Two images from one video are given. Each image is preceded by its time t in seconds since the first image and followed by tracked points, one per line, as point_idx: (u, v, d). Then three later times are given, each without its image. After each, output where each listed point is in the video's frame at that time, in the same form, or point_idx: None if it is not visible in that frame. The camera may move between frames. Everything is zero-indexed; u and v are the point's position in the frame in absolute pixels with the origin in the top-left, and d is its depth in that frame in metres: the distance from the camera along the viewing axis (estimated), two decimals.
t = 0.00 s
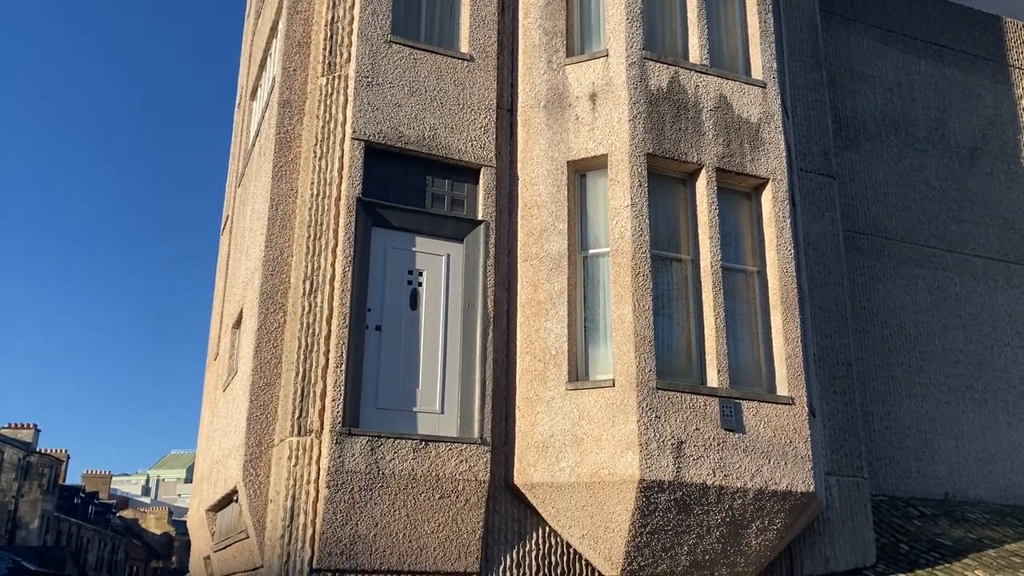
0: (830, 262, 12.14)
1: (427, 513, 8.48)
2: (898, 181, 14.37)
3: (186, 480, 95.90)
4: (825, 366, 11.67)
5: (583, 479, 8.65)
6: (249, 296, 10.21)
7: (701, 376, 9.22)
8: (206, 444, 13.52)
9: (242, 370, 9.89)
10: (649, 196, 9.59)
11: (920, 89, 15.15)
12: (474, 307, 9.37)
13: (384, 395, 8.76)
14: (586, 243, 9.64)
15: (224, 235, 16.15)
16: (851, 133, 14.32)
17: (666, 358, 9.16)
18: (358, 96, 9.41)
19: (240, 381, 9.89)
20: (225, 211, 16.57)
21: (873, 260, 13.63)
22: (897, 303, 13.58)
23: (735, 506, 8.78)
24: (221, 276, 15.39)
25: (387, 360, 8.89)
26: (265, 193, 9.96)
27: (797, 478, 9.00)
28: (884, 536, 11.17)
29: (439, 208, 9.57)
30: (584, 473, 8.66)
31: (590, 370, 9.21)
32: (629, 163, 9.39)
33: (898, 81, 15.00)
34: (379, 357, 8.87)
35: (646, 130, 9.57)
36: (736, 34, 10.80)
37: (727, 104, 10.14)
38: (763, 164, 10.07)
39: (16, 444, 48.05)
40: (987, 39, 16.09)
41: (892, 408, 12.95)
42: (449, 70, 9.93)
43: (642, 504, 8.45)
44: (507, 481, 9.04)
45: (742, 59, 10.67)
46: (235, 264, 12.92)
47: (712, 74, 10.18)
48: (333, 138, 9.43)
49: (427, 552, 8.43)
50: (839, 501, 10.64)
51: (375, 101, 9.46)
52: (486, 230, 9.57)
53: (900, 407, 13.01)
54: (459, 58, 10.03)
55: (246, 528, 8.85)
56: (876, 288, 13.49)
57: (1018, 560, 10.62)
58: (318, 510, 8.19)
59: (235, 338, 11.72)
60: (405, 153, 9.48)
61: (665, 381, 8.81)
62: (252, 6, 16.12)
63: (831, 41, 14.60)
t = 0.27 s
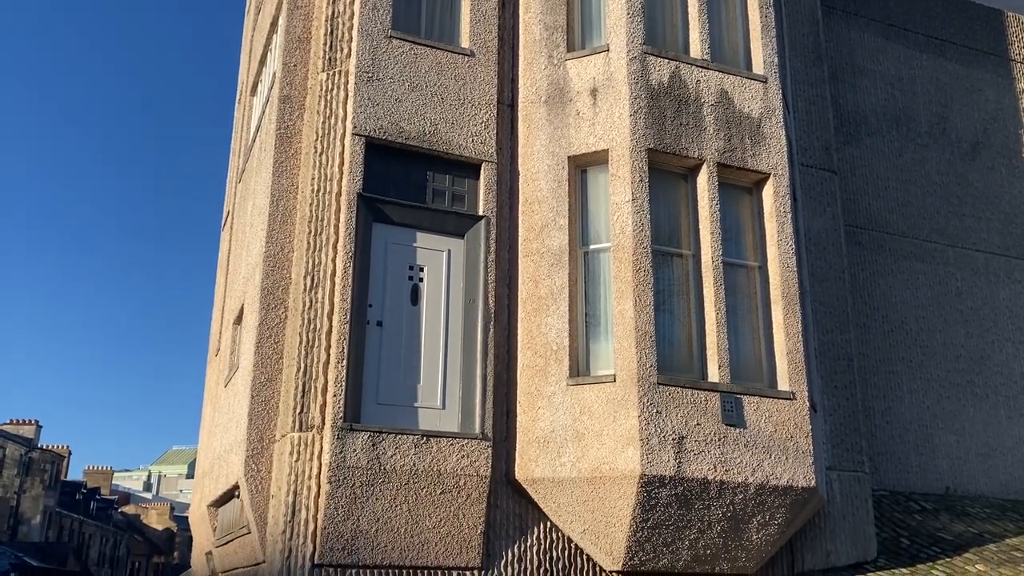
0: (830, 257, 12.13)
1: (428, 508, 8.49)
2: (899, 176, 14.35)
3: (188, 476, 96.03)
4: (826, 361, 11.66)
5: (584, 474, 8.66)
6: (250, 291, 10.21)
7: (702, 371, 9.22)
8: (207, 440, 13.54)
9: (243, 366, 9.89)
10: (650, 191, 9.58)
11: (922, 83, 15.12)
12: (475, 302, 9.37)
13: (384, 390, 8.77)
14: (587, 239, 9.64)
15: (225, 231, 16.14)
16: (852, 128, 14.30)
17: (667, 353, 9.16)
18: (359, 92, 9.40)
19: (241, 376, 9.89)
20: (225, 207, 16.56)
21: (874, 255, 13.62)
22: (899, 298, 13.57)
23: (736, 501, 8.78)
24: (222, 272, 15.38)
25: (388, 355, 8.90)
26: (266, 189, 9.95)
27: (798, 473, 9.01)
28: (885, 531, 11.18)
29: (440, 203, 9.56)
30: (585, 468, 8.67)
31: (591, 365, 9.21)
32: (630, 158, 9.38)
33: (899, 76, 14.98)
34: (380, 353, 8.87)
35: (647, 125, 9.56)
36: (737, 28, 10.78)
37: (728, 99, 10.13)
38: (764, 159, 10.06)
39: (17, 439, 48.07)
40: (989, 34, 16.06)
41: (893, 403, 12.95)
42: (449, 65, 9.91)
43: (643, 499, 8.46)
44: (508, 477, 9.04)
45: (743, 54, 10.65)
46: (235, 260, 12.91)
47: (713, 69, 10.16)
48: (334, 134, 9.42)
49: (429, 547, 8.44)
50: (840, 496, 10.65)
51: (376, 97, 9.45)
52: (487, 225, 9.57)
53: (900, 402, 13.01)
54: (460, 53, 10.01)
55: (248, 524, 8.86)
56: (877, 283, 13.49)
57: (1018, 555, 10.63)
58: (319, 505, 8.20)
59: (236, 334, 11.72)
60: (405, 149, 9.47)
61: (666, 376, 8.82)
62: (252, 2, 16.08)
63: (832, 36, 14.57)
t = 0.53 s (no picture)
0: (832, 252, 12.13)
1: (431, 503, 8.51)
2: (901, 170, 14.34)
3: (190, 472, 96.19)
4: (828, 356, 11.66)
5: (586, 469, 8.67)
6: (252, 287, 10.21)
7: (704, 366, 9.22)
8: (209, 436, 13.55)
9: (245, 361, 9.90)
10: (652, 186, 9.57)
11: (924, 78, 15.10)
12: (477, 298, 9.37)
13: (387, 386, 8.78)
14: (588, 234, 9.64)
15: (226, 228, 16.14)
16: (854, 122, 14.28)
17: (668, 348, 9.15)
18: (360, 88, 9.40)
19: (243, 372, 9.89)
20: (227, 203, 16.55)
21: (876, 250, 13.61)
22: (901, 293, 13.57)
23: (738, 496, 8.79)
24: (223, 268, 15.37)
25: (390, 351, 8.90)
26: (267, 185, 9.94)
27: (800, 468, 9.01)
28: (887, 525, 11.19)
29: (442, 199, 9.56)
30: (587, 463, 8.68)
31: (592, 361, 9.21)
32: (632, 154, 9.37)
33: (901, 71, 14.95)
34: (382, 349, 8.88)
35: (648, 120, 9.55)
36: (739, 23, 10.76)
37: (729, 93, 10.11)
38: (765, 154, 10.05)
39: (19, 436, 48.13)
40: (991, 28, 16.03)
41: (895, 397, 12.95)
42: (450, 61, 9.90)
43: (646, 494, 8.47)
44: (510, 472, 9.05)
45: (744, 49, 10.63)
46: (237, 256, 12.91)
47: (715, 64, 10.15)
48: (335, 130, 9.41)
49: (431, 543, 8.46)
50: (842, 491, 10.65)
51: (377, 93, 9.45)
52: (488, 221, 9.56)
53: (902, 397, 13.01)
54: (461, 49, 10.00)
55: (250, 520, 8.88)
56: (879, 278, 13.48)
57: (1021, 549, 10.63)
58: (322, 501, 8.22)
59: (238, 330, 11.72)
60: (407, 145, 9.47)
61: (668, 372, 8.82)
62: None
63: (833, 31, 14.55)
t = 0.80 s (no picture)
0: (835, 247, 12.12)
1: (434, 499, 8.52)
2: (904, 165, 14.32)
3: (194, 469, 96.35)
4: (830, 351, 11.65)
5: (589, 465, 8.68)
6: (255, 284, 10.21)
7: (706, 362, 9.22)
8: (212, 432, 13.57)
9: (248, 358, 9.91)
10: (654, 182, 9.57)
11: (926, 72, 15.07)
12: (479, 294, 9.37)
13: (389, 382, 8.79)
14: (590, 230, 9.64)
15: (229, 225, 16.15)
16: (857, 117, 14.26)
17: (671, 344, 9.15)
18: (361, 84, 9.39)
19: (246, 369, 9.91)
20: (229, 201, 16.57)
21: (879, 245, 13.60)
22: (904, 288, 13.55)
23: (741, 491, 8.79)
24: (226, 265, 15.38)
25: (393, 348, 8.91)
26: (270, 182, 9.95)
27: (803, 463, 9.01)
28: (890, 520, 11.19)
29: (444, 195, 9.56)
30: (590, 459, 8.69)
31: (595, 357, 9.21)
32: (634, 149, 9.37)
33: (903, 65, 14.93)
34: (385, 345, 8.89)
35: (650, 116, 9.54)
36: (741, 18, 10.74)
37: (731, 88, 10.10)
38: (767, 149, 10.04)
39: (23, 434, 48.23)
40: (994, 22, 15.99)
41: (897, 392, 12.94)
42: (452, 57, 9.89)
43: (648, 490, 8.48)
44: (513, 468, 9.06)
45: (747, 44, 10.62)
46: (240, 253, 12.92)
47: (717, 59, 10.13)
48: (337, 126, 9.41)
49: (435, 539, 8.47)
50: (845, 486, 10.65)
51: (378, 89, 9.44)
52: (490, 217, 9.56)
53: (905, 392, 13.01)
54: (462, 45, 9.99)
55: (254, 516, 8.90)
56: (882, 273, 13.47)
57: None
58: (326, 497, 8.23)
59: (241, 327, 11.74)
60: (409, 141, 9.47)
61: (671, 367, 8.82)
62: None
63: (835, 25, 14.53)
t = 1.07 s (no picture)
0: (837, 242, 12.10)
1: (437, 495, 8.53)
2: (907, 160, 14.29)
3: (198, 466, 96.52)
4: (834, 346, 11.64)
5: (592, 461, 8.68)
6: (258, 281, 10.22)
7: (709, 357, 9.22)
8: (216, 429, 13.59)
9: (251, 355, 9.92)
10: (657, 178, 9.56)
11: (929, 67, 15.03)
12: (482, 290, 9.36)
13: (392, 379, 8.79)
14: (593, 226, 9.63)
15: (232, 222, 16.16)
16: (859, 112, 14.23)
17: (674, 340, 9.15)
18: (363, 81, 9.39)
19: (249, 366, 9.91)
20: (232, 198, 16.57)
21: (882, 240, 13.58)
22: (907, 283, 13.53)
23: (744, 487, 8.79)
24: (229, 262, 15.39)
25: (395, 345, 8.92)
26: (272, 179, 9.95)
27: (806, 458, 9.01)
28: (893, 515, 11.18)
29: (446, 192, 9.55)
30: (593, 455, 8.69)
31: (598, 353, 9.22)
32: (636, 145, 9.36)
33: (906, 60, 14.89)
34: (387, 342, 8.89)
35: (653, 112, 9.53)
36: (743, 13, 10.72)
37: (734, 84, 10.08)
38: (770, 145, 10.02)
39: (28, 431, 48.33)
40: (997, 16, 15.95)
41: (901, 388, 12.93)
42: (454, 53, 9.88)
43: (652, 485, 8.49)
44: (517, 464, 9.06)
45: (749, 39, 10.59)
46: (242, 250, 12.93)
47: (719, 54, 10.11)
48: (339, 123, 9.41)
49: (438, 535, 8.48)
50: (848, 481, 10.65)
51: (380, 86, 9.44)
52: (493, 214, 9.56)
53: (909, 387, 13.00)
54: (464, 41, 9.97)
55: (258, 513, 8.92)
56: (885, 268, 13.45)
57: None
58: (329, 493, 8.25)
59: (244, 325, 11.75)
60: (410, 138, 9.46)
61: (673, 363, 8.82)
62: None
63: (838, 20, 14.49)
